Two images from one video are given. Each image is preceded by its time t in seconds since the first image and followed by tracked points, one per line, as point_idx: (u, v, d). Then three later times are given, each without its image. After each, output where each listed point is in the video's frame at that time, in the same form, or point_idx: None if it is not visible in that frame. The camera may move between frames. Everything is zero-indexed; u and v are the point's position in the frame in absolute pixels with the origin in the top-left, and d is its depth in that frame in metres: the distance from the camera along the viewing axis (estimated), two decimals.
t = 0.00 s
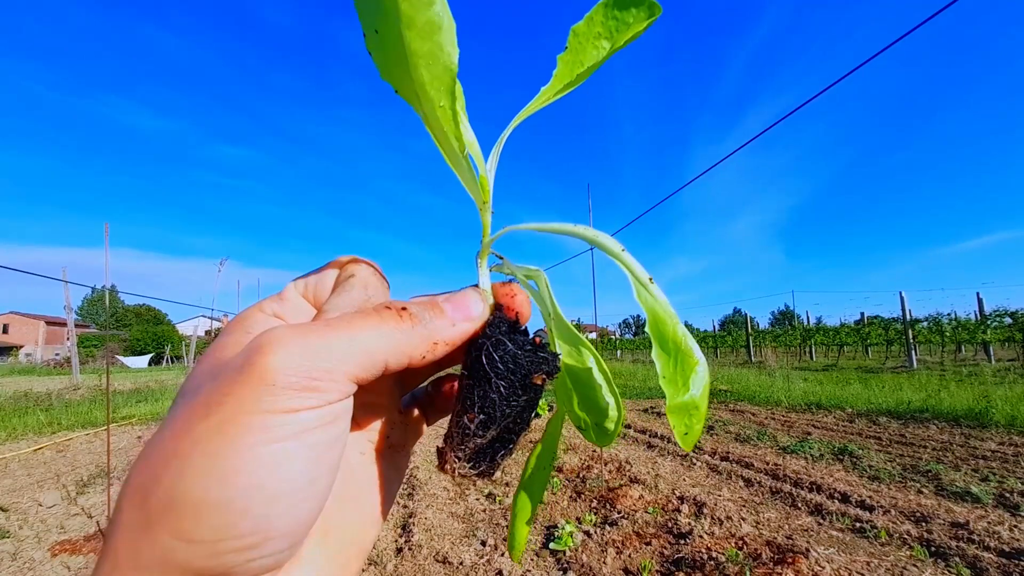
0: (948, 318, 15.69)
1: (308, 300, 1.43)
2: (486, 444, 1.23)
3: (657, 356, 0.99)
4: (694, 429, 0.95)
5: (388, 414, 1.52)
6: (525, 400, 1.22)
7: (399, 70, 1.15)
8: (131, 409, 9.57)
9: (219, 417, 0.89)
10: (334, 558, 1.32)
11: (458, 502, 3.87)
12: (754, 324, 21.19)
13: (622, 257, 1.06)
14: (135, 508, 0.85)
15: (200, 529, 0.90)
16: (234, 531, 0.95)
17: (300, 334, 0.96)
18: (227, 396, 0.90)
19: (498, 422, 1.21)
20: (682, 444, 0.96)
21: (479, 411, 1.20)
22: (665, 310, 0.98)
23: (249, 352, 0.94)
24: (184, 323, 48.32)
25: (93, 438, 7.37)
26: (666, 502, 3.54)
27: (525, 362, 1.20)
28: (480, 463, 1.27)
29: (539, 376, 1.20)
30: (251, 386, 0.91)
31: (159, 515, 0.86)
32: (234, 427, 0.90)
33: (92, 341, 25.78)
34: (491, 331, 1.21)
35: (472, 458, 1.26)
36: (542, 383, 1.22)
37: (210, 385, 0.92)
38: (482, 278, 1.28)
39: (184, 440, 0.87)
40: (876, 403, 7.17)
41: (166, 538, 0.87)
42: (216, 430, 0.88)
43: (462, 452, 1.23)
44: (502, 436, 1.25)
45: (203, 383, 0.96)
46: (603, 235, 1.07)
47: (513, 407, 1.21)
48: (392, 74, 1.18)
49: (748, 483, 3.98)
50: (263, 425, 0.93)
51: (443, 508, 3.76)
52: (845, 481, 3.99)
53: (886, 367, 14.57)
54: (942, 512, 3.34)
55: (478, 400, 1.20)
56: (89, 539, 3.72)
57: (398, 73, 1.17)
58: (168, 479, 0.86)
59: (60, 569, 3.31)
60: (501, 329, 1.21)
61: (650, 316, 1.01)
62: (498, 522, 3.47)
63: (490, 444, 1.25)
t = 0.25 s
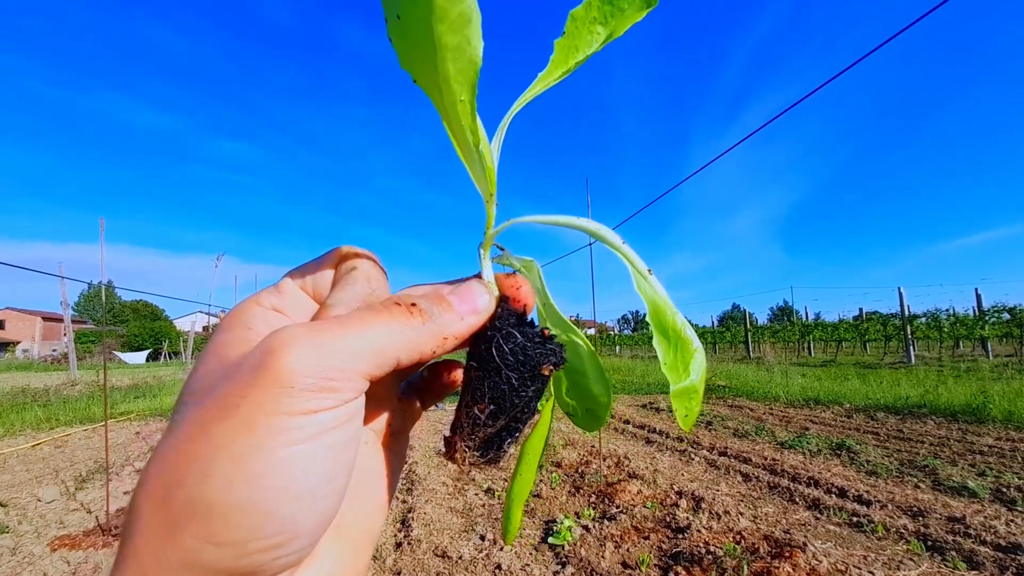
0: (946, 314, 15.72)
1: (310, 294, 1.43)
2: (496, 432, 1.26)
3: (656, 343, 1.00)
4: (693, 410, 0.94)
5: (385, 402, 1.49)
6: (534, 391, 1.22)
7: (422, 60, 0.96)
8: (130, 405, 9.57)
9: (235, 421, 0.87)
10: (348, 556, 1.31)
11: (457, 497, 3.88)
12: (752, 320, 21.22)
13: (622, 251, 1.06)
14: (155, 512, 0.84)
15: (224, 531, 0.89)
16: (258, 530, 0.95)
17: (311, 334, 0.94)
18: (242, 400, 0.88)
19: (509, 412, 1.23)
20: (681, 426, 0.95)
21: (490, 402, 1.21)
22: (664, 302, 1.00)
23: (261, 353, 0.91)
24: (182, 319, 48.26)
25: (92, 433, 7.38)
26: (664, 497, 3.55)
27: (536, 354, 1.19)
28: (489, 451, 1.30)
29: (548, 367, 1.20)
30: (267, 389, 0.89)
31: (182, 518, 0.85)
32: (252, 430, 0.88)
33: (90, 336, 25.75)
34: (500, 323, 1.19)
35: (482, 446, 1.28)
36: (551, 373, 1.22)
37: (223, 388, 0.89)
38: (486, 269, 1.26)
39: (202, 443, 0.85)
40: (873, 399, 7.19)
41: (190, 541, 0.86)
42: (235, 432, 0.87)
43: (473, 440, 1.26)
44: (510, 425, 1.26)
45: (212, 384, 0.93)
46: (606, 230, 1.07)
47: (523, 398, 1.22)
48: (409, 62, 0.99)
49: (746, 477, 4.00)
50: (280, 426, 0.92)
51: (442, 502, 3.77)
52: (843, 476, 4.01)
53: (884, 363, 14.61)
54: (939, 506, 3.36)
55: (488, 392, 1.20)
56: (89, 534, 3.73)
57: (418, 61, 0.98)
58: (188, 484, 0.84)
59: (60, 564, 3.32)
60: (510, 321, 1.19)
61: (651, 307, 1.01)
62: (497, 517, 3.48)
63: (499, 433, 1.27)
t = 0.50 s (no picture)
0: (944, 309, 15.75)
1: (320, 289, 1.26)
2: (515, 428, 1.21)
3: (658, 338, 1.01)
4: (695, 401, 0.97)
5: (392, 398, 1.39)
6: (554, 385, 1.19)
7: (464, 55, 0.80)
8: (129, 398, 9.59)
9: (267, 428, 0.81)
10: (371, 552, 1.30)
11: (456, 490, 3.88)
12: (751, 315, 21.26)
13: (627, 249, 1.04)
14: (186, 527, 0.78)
15: (263, 541, 0.85)
16: (295, 538, 0.90)
17: (337, 335, 0.87)
18: (273, 406, 0.82)
19: (529, 409, 1.19)
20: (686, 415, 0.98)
21: (509, 397, 1.18)
22: (670, 299, 0.98)
23: (286, 357, 0.84)
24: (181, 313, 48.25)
25: (91, 427, 7.40)
26: (662, 490, 3.56)
27: (555, 350, 1.16)
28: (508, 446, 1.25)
29: (564, 362, 1.18)
30: (297, 394, 0.83)
31: (219, 531, 0.80)
32: (286, 437, 0.83)
33: (90, 330, 25.76)
34: (518, 322, 1.14)
35: (499, 439, 1.23)
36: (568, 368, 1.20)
37: (247, 394, 0.83)
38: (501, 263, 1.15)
39: (234, 453, 0.80)
40: (871, 393, 7.21)
41: (229, 552, 0.81)
42: (269, 440, 0.81)
43: (493, 434, 1.22)
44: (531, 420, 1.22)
45: (230, 389, 0.86)
46: (611, 229, 1.04)
47: (544, 392, 1.19)
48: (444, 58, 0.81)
49: (743, 471, 4.02)
50: (313, 432, 0.86)
51: (441, 496, 3.77)
52: (839, 469, 4.03)
53: (882, 357, 14.65)
54: (935, 500, 3.37)
55: (510, 386, 1.17)
56: (89, 526, 3.74)
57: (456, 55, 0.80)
58: (222, 496, 0.79)
59: (60, 556, 3.33)
60: (528, 318, 1.15)
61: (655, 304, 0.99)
62: (496, 510, 3.50)
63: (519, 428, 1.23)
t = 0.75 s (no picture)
0: (942, 306, 15.77)
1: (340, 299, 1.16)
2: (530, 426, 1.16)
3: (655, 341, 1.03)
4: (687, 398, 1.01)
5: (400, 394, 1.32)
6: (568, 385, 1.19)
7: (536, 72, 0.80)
8: (128, 391, 9.60)
9: (331, 448, 0.78)
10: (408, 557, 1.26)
11: (455, 483, 3.90)
12: (750, 311, 21.28)
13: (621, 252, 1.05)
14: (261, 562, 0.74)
15: (340, 556, 0.83)
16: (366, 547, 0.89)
17: (384, 347, 0.83)
18: (335, 427, 0.78)
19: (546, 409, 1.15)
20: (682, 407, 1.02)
21: (530, 394, 1.14)
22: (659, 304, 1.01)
23: (335, 375, 0.80)
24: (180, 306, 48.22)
25: (90, 419, 7.40)
26: (660, 485, 3.57)
27: (573, 352, 1.17)
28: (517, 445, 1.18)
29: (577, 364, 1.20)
30: (358, 412, 0.79)
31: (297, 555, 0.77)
32: (350, 454, 0.80)
33: (88, 323, 25.75)
34: (537, 323, 1.15)
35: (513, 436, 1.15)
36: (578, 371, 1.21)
37: (300, 417, 0.78)
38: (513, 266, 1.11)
39: (300, 477, 0.77)
40: (869, 390, 7.23)
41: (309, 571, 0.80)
42: (335, 461, 0.79)
43: (510, 431, 1.14)
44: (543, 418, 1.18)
45: (274, 412, 0.81)
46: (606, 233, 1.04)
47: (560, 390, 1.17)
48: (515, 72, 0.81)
49: (741, 466, 4.03)
50: (375, 444, 0.83)
51: (441, 489, 3.79)
52: (837, 465, 4.05)
53: (880, 353, 14.67)
54: (932, 495, 3.39)
55: (533, 382, 1.13)
56: (88, 518, 3.74)
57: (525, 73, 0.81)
58: (295, 521, 0.76)
59: (60, 547, 3.33)
60: (546, 320, 1.16)
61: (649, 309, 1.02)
62: (495, 503, 3.51)
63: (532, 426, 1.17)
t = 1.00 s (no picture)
0: (943, 304, 15.76)
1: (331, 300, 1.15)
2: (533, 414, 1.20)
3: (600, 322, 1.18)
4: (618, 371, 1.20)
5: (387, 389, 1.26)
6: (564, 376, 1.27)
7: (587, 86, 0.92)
8: (128, 386, 9.61)
9: (356, 459, 0.77)
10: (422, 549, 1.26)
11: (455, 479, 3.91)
12: (750, 308, 21.27)
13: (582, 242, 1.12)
14: None
15: (373, 565, 0.82)
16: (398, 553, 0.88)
17: (396, 354, 0.82)
18: (358, 438, 0.77)
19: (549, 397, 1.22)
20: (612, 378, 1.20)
21: (538, 385, 1.18)
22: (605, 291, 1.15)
23: (351, 388, 0.79)
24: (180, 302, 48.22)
25: (91, 414, 7.41)
26: (660, 481, 3.59)
27: (572, 343, 1.26)
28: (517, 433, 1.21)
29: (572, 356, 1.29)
30: (380, 422, 0.78)
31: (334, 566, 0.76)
32: (375, 463, 0.79)
33: (88, 318, 25.75)
34: (546, 318, 1.21)
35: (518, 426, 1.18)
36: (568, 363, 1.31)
37: (319, 433, 0.77)
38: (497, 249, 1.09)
39: (327, 490, 0.75)
40: (868, 387, 7.24)
41: None
42: (361, 472, 0.78)
43: (519, 421, 1.17)
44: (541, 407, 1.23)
45: (291, 428, 0.79)
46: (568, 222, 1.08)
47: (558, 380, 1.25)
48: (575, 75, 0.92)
49: (740, 463, 4.04)
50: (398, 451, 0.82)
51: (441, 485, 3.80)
52: (836, 462, 4.06)
53: (881, 351, 14.66)
54: (930, 493, 3.40)
55: (542, 374, 1.18)
56: (90, 513, 3.76)
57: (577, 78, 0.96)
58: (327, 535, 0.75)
59: (61, 541, 3.35)
60: (553, 315, 1.23)
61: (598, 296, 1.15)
62: (495, 500, 3.52)
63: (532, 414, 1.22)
